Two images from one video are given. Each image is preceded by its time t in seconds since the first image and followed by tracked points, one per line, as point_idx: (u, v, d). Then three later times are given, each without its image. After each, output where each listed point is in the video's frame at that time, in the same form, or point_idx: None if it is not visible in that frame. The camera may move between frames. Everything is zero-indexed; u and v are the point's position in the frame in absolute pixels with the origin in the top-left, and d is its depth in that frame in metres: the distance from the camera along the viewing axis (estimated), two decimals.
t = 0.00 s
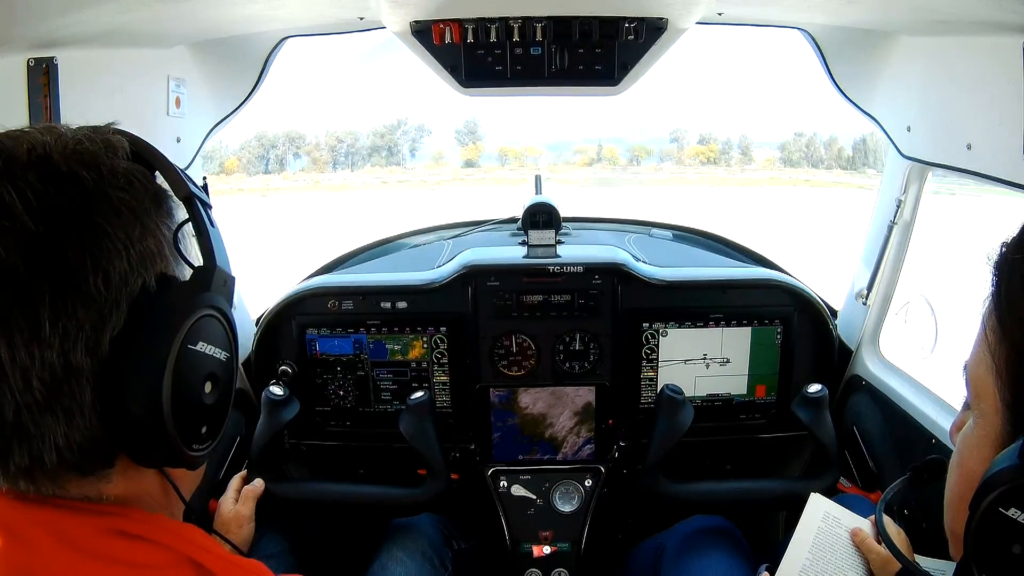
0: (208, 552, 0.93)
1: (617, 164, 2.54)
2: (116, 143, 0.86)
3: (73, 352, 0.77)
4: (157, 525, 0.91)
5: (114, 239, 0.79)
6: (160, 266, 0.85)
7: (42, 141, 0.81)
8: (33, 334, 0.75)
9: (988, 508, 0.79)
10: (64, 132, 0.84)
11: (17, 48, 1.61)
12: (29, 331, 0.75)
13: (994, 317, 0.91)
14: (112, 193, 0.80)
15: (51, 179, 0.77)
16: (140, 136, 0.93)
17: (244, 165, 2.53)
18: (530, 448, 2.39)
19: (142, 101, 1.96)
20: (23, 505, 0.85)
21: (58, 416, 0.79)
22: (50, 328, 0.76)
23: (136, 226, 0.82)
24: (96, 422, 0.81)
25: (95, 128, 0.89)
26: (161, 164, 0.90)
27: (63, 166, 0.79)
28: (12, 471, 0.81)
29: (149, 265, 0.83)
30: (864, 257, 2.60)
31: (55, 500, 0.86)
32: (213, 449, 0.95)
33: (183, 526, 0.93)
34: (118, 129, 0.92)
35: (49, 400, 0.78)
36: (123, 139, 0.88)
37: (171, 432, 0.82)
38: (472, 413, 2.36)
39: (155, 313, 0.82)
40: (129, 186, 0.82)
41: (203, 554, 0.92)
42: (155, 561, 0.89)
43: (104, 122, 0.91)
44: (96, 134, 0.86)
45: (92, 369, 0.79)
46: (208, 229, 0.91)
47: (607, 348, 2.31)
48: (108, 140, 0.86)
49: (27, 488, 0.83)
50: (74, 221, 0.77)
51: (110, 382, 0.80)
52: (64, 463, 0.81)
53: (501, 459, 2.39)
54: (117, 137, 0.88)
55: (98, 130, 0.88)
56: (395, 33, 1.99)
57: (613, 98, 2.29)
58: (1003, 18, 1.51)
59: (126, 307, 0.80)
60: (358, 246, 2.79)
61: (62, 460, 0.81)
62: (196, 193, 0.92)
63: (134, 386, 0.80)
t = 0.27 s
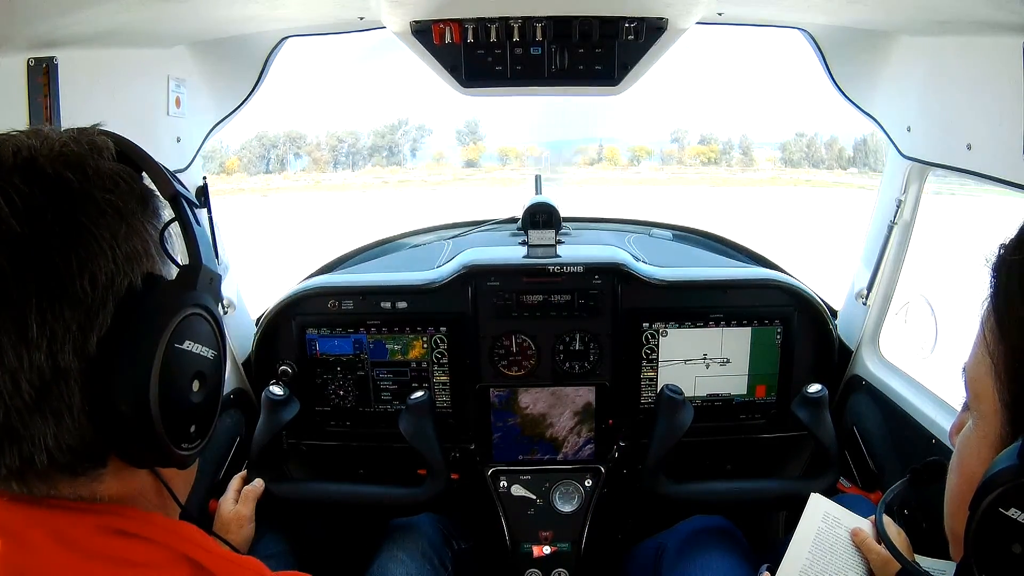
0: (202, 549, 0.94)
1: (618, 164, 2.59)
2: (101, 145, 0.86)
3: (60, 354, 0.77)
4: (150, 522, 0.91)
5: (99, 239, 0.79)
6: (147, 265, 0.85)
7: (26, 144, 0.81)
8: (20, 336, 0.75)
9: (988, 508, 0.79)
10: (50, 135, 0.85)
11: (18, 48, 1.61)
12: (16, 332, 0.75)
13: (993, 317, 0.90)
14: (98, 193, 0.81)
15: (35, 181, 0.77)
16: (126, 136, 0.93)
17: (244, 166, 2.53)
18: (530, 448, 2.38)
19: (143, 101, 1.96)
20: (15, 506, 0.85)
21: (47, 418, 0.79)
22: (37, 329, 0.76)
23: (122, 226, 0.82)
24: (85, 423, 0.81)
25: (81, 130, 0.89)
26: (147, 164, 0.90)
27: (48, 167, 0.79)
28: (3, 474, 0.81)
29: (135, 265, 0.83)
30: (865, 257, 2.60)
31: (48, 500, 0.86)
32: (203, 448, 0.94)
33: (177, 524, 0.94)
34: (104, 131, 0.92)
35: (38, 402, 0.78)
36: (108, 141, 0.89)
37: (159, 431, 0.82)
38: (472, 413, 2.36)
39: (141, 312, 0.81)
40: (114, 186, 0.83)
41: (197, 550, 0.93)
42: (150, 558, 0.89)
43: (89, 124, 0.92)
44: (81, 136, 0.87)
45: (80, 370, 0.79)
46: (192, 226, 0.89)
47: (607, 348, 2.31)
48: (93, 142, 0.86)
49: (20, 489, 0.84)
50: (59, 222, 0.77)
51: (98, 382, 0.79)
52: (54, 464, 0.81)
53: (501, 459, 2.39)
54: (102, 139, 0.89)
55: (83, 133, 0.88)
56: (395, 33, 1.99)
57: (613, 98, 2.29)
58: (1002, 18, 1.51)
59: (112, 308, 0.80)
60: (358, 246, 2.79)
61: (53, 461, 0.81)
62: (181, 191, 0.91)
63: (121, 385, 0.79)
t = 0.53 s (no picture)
0: (202, 549, 0.93)
1: (616, 163, 2.58)
2: (99, 147, 0.86)
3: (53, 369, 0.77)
4: (150, 523, 0.91)
5: (94, 251, 0.79)
6: (143, 275, 0.85)
7: (23, 147, 0.81)
8: (10, 351, 0.75)
9: (988, 509, 0.79)
10: (47, 135, 0.84)
11: (18, 47, 1.60)
12: (7, 348, 0.75)
13: (995, 318, 0.90)
14: (94, 201, 0.80)
15: (30, 189, 0.77)
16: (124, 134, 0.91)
17: (243, 165, 2.52)
18: (530, 448, 2.38)
19: (143, 101, 1.96)
20: (14, 510, 0.85)
21: (40, 433, 0.79)
22: (29, 345, 0.76)
23: (118, 236, 0.82)
24: (79, 438, 0.81)
25: (79, 130, 0.89)
26: (147, 168, 0.88)
27: (42, 174, 0.78)
28: None
29: (131, 278, 0.83)
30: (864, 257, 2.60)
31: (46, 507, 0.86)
32: (200, 462, 0.94)
33: (178, 525, 0.94)
34: (102, 128, 0.91)
35: (30, 416, 0.78)
36: (106, 142, 0.88)
37: (153, 449, 0.82)
38: (472, 413, 2.36)
39: (135, 327, 0.81)
40: (111, 194, 0.82)
41: (197, 550, 0.93)
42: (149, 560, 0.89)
43: (87, 122, 0.91)
44: (78, 137, 0.86)
45: (72, 385, 0.79)
46: (192, 233, 0.89)
47: (607, 348, 2.31)
48: (90, 144, 0.85)
49: (13, 501, 0.84)
50: (54, 233, 0.77)
51: (91, 397, 0.79)
52: (48, 477, 0.82)
53: (501, 459, 2.38)
54: (100, 140, 0.87)
55: (82, 134, 0.87)
56: (395, 33, 1.99)
57: (613, 98, 2.29)
58: (1003, 18, 1.51)
59: (106, 322, 0.80)
60: (357, 246, 2.79)
61: (46, 474, 0.81)
62: (183, 196, 0.89)
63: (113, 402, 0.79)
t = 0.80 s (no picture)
0: (202, 547, 0.94)
1: (618, 164, 2.54)
2: (103, 148, 0.85)
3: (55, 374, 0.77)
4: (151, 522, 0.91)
5: (98, 255, 0.79)
6: (147, 278, 0.85)
7: (28, 148, 0.80)
8: (13, 356, 0.76)
9: (989, 506, 0.79)
10: (51, 135, 0.84)
11: (19, 48, 1.61)
12: (10, 353, 0.75)
13: (995, 316, 0.90)
14: (98, 204, 0.80)
15: (34, 191, 0.77)
16: (129, 133, 0.91)
17: (244, 166, 2.53)
18: (530, 448, 2.38)
19: (143, 100, 1.97)
20: (14, 512, 0.85)
21: (42, 437, 0.79)
22: (31, 350, 0.76)
23: (122, 239, 0.82)
24: (80, 442, 0.81)
25: (83, 130, 0.88)
26: (152, 169, 0.87)
27: (47, 176, 0.78)
28: None
29: (135, 281, 0.83)
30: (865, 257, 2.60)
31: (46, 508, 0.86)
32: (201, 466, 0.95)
33: (180, 526, 0.94)
34: (106, 128, 0.91)
35: (32, 421, 0.79)
36: (110, 142, 0.87)
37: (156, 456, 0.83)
38: (472, 413, 2.36)
39: (138, 333, 0.82)
40: (116, 196, 0.82)
41: (196, 549, 0.94)
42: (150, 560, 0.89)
43: (91, 121, 0.91)
44: (83, 137, 0.86)
45: (75, 390, 0.79)
46: (196, 235, 0.89)
47: (607, 348, 2.31)
48: (95, 144, 0.85)
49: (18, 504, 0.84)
50: (57, 237, 0.77)
51: (93, 402, 0.80)
52: (50, 480, 0.82)
53: (501, 459, 2.38)
54: (104, 140, 0.87)
55: (86, 134, 0.87)
56: (395, 33, 2.00)
57: (613, 98, 2.29)
58: (1003, 18, 1.51)
59: (109, 327, 0.81)
60: (357, 246, 2.80)
61: (48, 478, 0.82)
62: (187, 197, 0.89)
63: (116, 408, 0.79)
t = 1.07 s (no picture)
0: (198, 541, 0.94)
1: (617, 164, 2.55)
2: (85, 148, 0.86)
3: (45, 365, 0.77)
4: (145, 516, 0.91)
5: (81, 248, 0.79)
6: (131, 271, 0.85)
7: (11, 150, 0.81)
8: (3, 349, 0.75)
9: (988, 511, 0.79)
10: (34, 138, 0.85)
11: (19, 47, 1.58)
12: None
13: (995, 316, 0.90)
14: (81, 200, 0.81)
15: (17, 189, 0.77)
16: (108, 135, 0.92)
17: (244, 166, 2.51)
18: (530, 448, 2.38)
19: (142, 100, 1.97)
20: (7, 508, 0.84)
21: (34, 428, 0.79)
22: (21, 342, 0.76)
23: (105, 233, 0.82)
24: (72, 432, 0.81)
25: (64, 132, 0.89)
26: (132, 167, 0.88)
27: (31, 175, 0.79)
28: None
29: (120, 273, 0.83)
30: (864, 257, 2.60)
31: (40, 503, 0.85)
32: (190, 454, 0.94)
33: (174, 520, 0.94)
34: (87, 131, 0.91)
35: (24, 412, 0.78)
36: (91, 143, 0.88)
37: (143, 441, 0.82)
38: (472, 413, 2.36)
39: (125, 321, 0.82)
40: (99, 193, 0.83)
41: (192, 543, 0.94)
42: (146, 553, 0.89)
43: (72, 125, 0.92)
44: (65, 139, 0.86)
45: (65, 380, 0.79)
46: (179, 230, 0.90)
47: (607, 348, 2.31)
48: (76, 145, 0.86)
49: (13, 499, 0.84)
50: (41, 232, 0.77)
51: (84, 392, 0.80)
52: (44, 473, 0.82)
53: (501, 459, 2.38)
54: (86, 141, 0.88)
55: (68, 136, 0.88)
56: (395, 33, 2.00)
57: (613, 98, 2.29)
58: (1002, 18, 1.51)
59: (96, 318, 0.80)
60: (357, 245, 2.79)
61: (42, 470, 0.81)
62: (167, 193, 0.90)
63: (105, 395, 0.80)
